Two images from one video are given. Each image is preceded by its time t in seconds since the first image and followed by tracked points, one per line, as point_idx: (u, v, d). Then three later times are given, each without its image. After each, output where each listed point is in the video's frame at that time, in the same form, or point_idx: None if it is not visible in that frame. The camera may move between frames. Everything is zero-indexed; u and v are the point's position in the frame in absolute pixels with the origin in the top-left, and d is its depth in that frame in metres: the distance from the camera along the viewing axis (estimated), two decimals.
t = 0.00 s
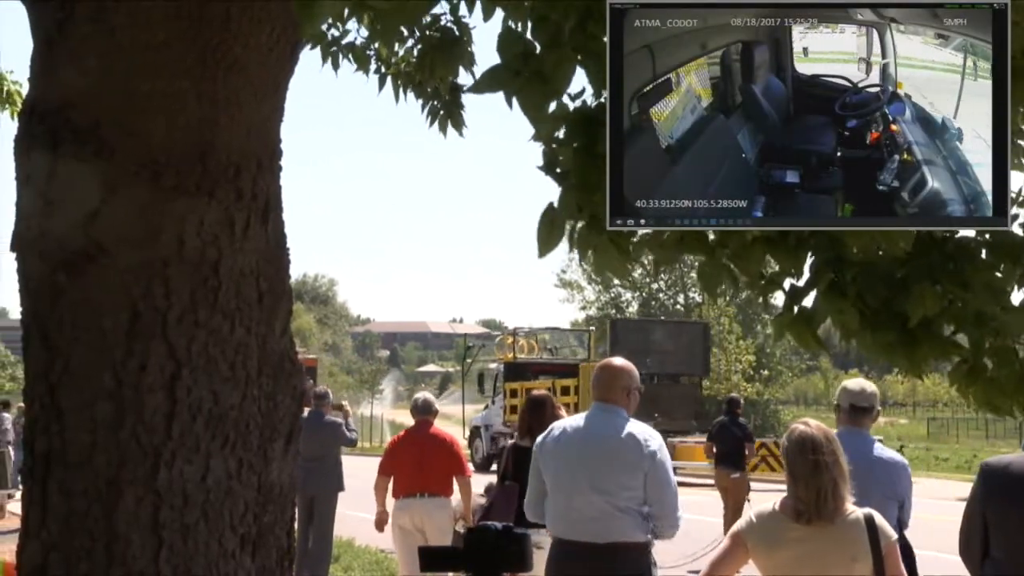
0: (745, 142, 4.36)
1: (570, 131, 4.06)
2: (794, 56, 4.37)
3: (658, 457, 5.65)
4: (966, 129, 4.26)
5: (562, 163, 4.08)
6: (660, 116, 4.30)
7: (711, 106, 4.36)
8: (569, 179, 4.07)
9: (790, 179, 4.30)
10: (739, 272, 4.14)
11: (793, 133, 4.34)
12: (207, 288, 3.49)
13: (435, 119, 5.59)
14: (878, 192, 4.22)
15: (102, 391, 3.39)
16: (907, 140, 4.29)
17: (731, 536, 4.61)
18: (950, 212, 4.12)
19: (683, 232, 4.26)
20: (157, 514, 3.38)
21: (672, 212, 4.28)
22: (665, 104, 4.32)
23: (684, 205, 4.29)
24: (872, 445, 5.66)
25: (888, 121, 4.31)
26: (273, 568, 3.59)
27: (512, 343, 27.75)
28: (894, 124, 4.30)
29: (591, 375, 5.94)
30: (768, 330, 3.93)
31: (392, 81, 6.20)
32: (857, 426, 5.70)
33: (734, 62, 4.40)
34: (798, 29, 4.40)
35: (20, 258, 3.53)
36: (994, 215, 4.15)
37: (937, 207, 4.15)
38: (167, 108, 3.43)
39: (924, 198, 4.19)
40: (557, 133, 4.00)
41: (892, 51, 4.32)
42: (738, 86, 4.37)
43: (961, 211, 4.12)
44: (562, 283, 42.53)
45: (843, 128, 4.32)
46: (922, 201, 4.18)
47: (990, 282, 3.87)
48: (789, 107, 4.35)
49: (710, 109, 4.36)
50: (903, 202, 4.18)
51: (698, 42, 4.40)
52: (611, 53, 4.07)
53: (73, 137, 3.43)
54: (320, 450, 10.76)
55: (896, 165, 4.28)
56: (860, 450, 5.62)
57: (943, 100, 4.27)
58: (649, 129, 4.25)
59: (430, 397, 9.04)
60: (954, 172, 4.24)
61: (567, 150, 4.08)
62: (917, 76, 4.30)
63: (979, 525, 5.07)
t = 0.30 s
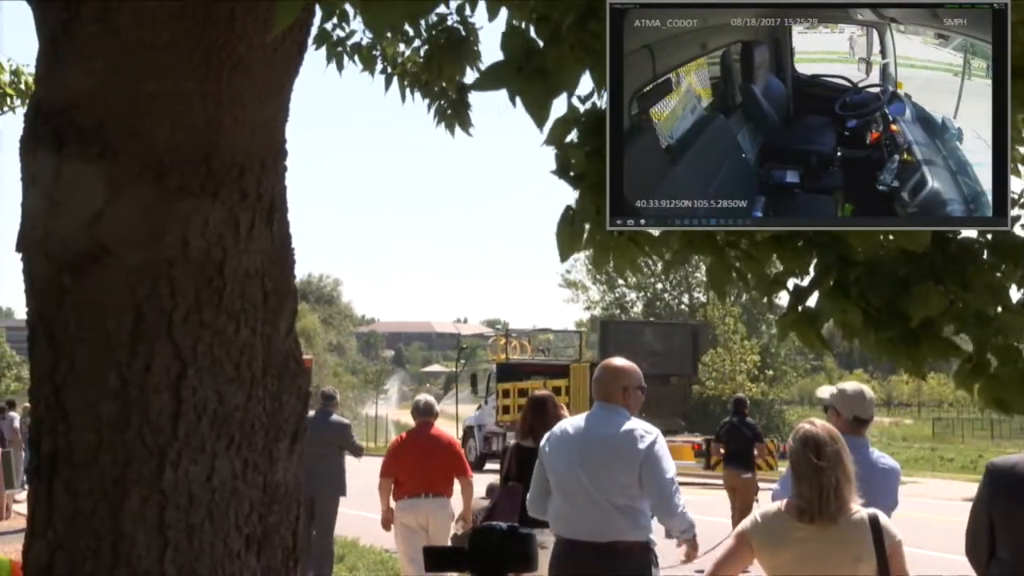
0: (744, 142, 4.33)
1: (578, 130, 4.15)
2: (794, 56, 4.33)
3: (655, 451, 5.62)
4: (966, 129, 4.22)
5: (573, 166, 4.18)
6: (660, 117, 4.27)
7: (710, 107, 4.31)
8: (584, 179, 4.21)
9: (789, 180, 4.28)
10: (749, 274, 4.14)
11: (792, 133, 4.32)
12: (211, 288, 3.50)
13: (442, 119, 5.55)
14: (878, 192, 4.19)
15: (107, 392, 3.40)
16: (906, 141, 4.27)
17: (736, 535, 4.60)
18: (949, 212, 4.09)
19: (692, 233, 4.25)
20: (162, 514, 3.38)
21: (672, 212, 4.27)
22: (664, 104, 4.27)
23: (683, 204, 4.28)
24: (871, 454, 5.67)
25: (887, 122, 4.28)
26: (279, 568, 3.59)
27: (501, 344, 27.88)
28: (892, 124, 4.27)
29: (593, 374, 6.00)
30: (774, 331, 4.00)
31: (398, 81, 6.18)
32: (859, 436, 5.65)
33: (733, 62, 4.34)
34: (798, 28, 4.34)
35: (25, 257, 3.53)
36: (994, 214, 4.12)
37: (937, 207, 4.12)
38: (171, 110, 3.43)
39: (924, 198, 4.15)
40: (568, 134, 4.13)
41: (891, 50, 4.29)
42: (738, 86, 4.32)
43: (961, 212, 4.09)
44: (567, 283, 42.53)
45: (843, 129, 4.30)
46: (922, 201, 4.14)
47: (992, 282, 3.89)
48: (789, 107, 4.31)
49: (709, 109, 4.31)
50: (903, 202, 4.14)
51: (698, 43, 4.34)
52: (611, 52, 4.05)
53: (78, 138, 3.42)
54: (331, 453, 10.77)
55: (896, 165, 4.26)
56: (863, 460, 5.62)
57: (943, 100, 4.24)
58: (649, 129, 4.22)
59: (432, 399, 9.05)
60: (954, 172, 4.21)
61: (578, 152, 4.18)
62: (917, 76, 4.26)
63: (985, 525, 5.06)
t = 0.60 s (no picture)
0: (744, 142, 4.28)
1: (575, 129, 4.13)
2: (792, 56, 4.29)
3: (655, 453, 5.59)
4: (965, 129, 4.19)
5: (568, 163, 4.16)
6: (659, 117, 4.22)
7: (711, 107, 4.27)
8: (577, 178, 4.16)
9: (790, 180, 4.23)
10: (745, 274, 4.23)
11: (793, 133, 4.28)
12: (219, 288, 3.50)
13: (452, 121, 5.50)
14: (878, 192, 4.18)
15: (115, 391, 3.41)
16: (905, 139, 4.24)
17: (742, 535, 4.61)
18: (950, 211, 4.11)
19: (695, 236, 4.27)
20: (170, 514, 3.39)
21: (672, 212, 4.22)
22: (664, 104, 4.23)
23: (683, 205, 4.22)
24: (878, 455, 5.67)
25: (887, 121, 4.25)
26: (286, 568, 3.60)
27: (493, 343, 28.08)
28: (893, 124, 4.25)
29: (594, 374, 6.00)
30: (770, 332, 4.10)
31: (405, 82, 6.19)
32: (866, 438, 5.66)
33: (734, 62, 4.31)
34: (798, 28, 4.31)
35: (33, 257, 3.55)
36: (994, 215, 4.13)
37: (937, 207, 4.11)
38: (179, 110, 3.44)
39: (924, 198, 4.14)
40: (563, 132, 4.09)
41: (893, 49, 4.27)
42: (739, 87, 4.29)
43: (961, 212, 4.11)
44: (574, 283, 42.53)
45: (842, 129, 4.26)
46: (922, 201, 4.13)
47: (992, 284, 3.96)
48: (790, 106, 4.27)
49: (710, 109, 4.27)
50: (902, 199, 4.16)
51: (699, 43, 4.31)
52: (611, 52, 4.06)
53: (86, 138, 3.44)
54: (332, 453, 10.71)
55: (896, 165, 4.22)
56: (870, 461, 5.62)
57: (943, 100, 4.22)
58: (649, 129, 4.17)
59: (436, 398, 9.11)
60: (954, 172, 4.18)
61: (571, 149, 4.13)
62: (918, 77, 4.25)
63: (993, 528, 5.04)
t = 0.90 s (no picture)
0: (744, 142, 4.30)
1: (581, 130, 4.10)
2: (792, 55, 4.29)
3: (652, 457, 5.58)
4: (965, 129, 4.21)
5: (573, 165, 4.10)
6: (660, 117, 4.22)
7: (711, 107, 4.27)
8: (583, 181, 4.12)
9: (789, 180, 4.25)
10: (752, 278, 4.08)
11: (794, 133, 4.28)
12: (222, 289, 3.50)
13: (460, 120, 5.39)
14: (878, 192, 4.17)
15: (119, 391, 3.41)
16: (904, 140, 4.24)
17: (744, 536, 4.61)
18: (949, 211, 4.07)
19: (697, 236, 4.19)
20: (174, 514, 3.39)
21: (672, 212, 4.21)
22: (665, 104, 4.23)
23: (683, 205, 4.22)
24: (880, 452, 5.67)
25: (887, 121, 4.26)
26: (289, 568, 3.60)
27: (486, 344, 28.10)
28: (893, 124, 4.25)
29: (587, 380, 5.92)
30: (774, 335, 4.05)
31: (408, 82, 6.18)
32: (868, 435, 5.65)
33: (733, 62, 4.31)
34: (797, 28, 4.31)
35: (38, 257, 3.55)
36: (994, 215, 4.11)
37: (936, 207, 4.08)
38: (182, 110, 3.44)
39: (924, 198, 4.11)
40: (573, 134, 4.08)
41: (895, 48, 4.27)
42: (739, 87, 4.29)
43: (961, 211, 4.08)
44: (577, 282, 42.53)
45: (842, 129, 4.26)
46: (922, 201, 4.11)
47: (997, 287, 3.90)
48: (788, 106, 4.28)
49: (710, 109, 4.27)
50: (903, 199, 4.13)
51: (699, 43, 4.30)
52: (611, 53, 4.01)
53: (90, 138, 3.44)
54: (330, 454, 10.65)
55: (895, 165, 4.23)
56: (871, 460, 5.62)
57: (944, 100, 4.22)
58: (649, 129, 4.17)
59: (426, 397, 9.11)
60: (954, 172, 4.18)
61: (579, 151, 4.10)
62: (918, 76, 4.25)
63: (996, 528, 5.04)
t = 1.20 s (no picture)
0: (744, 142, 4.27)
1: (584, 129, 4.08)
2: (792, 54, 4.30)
3: (654, 457, 5.60)
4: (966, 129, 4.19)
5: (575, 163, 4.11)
6: (660, 117, 4.22)
7: (711, 107, 4.27)
8: (584, 179, 4.11)
9: (790, 179, 4.23)
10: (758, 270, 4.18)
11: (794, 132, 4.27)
12: (222, 288, 3.50)
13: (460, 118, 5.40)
14: (878, 192, 4.16)
15: (119, 391, 3.41)
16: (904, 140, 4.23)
17: (743, 537, 4.61)
18: (950, 211, 4.09)
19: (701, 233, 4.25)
20: (174, 514, 3.39)
21: (672, 212, 4.22)
22: (664, 104, 4.22)
23: (683, 204, 4.22)
24: (882, 450, 5.67)
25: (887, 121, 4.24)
26: (289, 568, 3.61)
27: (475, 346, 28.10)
28: (894, 123, 4.23)
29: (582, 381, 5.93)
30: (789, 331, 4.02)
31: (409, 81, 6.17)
32: (871, 433, 5.66)
33: (733, 62, 4.31)
34: (796, 28, 4.31)
35: (38, 257, 3.55)
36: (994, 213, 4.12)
37: (937, 206, 4.09)
38: (181, 110, 3.44)
39: (924, 198, 4.11)
40: (573, 133, 4.05)
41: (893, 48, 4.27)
42: (739, 87, 4.28)
43: (961, 211, 4.09)
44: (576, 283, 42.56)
45: (842, 128, 4.26)
46: (922, 201, 4.11)
47: (1006, 279, 3.95)
48: (789, 105, 4.27)
49: (710, 109, 4.27)
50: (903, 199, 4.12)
51: (699, 44, 4.31)
52: (611, 53, 4.09)
53: (90, 138, 3.44)
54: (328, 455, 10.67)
55: (896, 165, 4.22)
56: (873, 459, 5.62)
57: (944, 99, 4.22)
58: (649, 129, 4.17)
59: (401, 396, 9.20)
60: (954, 172, 4.18)
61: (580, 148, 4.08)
62: (918, 76, 4.24)
63: (995, 528, 5.04)
